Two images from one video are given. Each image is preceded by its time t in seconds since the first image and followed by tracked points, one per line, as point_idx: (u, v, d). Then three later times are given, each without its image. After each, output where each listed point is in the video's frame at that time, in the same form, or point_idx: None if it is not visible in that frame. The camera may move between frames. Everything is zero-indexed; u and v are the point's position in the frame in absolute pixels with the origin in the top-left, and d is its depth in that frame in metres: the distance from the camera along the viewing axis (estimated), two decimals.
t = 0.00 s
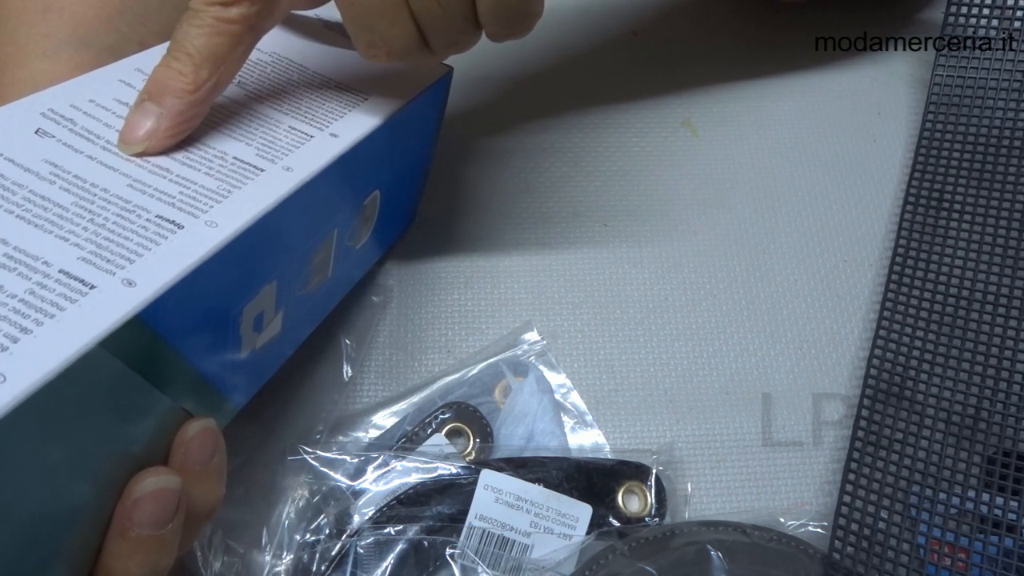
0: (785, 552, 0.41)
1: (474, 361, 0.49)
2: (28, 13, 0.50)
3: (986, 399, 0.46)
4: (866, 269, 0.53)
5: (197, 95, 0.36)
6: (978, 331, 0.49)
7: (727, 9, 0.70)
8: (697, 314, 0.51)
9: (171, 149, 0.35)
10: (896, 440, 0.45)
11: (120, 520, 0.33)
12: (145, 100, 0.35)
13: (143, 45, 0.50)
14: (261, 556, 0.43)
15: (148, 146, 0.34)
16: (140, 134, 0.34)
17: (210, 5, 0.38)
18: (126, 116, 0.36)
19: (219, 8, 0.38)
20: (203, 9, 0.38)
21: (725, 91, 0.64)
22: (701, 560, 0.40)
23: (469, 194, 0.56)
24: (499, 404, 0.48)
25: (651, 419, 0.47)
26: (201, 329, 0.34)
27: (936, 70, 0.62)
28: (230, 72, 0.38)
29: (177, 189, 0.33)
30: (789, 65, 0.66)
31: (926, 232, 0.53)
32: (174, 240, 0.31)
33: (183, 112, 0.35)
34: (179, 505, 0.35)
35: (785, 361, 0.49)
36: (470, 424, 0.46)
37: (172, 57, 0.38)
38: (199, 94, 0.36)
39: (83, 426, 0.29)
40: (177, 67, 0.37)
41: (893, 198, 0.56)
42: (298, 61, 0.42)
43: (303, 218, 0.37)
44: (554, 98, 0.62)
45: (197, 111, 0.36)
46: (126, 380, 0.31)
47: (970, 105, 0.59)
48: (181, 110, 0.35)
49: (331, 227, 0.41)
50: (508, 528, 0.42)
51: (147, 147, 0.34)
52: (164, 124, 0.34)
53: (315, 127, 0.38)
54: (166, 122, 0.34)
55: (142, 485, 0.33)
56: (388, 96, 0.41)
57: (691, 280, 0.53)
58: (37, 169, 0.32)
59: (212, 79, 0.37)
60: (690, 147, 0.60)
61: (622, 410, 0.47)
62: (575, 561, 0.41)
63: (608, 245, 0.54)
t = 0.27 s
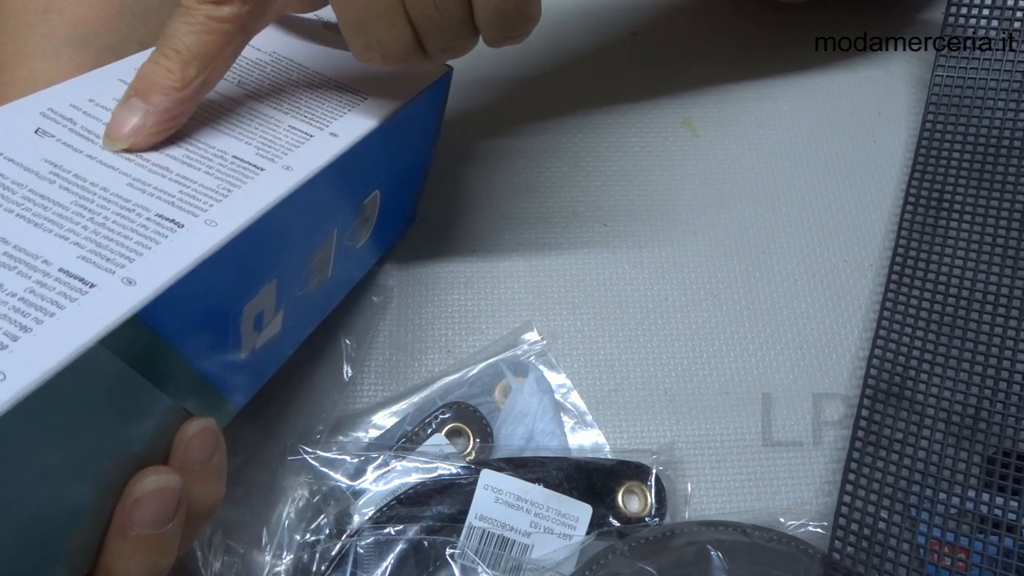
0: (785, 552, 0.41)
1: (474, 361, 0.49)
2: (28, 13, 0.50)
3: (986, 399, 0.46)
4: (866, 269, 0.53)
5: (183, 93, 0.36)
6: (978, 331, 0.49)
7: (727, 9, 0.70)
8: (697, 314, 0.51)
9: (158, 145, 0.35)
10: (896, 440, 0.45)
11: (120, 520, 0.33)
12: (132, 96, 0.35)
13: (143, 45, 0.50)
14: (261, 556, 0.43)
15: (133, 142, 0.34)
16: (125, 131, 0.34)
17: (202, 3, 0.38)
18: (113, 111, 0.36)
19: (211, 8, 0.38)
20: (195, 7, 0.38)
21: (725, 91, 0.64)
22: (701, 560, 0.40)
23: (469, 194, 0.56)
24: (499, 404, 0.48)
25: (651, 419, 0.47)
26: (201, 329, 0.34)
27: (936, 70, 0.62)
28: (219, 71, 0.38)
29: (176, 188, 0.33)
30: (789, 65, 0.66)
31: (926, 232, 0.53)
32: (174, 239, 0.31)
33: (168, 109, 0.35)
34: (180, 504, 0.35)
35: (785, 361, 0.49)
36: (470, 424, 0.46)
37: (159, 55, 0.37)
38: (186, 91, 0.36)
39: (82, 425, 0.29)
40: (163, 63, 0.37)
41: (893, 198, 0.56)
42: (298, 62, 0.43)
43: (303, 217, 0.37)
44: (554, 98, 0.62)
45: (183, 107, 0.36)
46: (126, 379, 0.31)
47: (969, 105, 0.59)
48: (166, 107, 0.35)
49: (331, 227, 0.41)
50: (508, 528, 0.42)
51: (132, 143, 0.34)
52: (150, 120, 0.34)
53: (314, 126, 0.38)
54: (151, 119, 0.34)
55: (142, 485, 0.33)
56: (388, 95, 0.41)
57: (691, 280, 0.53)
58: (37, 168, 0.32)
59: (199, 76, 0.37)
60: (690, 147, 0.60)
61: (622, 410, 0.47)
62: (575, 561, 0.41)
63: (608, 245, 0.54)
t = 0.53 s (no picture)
0: (785, 552, 0.41)
1: (474, 361, 0.49)
2: (28, 14, 0.50)
3: (986, 399, 0.46)
4: (866, 269, 0.53)
5: (180, 84, 0.36)
6: (978, 331, 0.49)
7: (727, 9, 0.70)
8: (697, 314, 0.51)
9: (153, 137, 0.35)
10: (896, 440, 0.45)
11: (119, 517, 0.33)
12: (128, 87, 0.36)
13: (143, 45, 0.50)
14: (261, 556, 0.43)
15: (128, 133, 0.34)
16: (120, 121, 0.35)
17: None
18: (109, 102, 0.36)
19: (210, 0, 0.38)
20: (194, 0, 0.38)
21: (725, 91, 0.64)
22: (701, 560, 0.40)
23: (469, 194, 0.56)
24: (499, 404, 0.48)
25: (651, 419, 0.47)
26: (202, 326, 0.34)
27: (936, 70, 0.62)
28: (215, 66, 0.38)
29: (177, 184, 0.33)
30: (789, 65, 0.66)
31: (926, 232, 0.53)
32: (175, 235, 0.31)
33: (164, 100, 0.35)
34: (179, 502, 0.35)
35: (785, 361, 0.49)
36: (470, 424, 0.46)
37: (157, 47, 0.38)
38: (182, 83, 0.36)
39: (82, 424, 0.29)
40: (160, 54, 0.37)
41: (893, 198, 0.56)
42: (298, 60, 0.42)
43: (303, 215, 0.37)
44: (554, 98, 0.62)
45: (180, 99, 0.36)
46: (125, 377, 0.31)
47: (969, 105, 0.59)
48: (162, 98, 0.35)
49: (331, 226, 0.41)
50: (508, 528, 0.42)
51: (127, 134, 0.34)
52: (144, 111, 0.35)
53: (315, 124, 0.38)
54: (146, 110, 0.35)
55: (142, 482, 0.33)
56: (388, 94, 0.41)
57: (691, 280, 0.53)
58: (38, 164, 0.32)
59: (195, 69, 0.37)
60: (690, 147, 0.60)
61: (622, 410, 0.47)
62: (575, 561, 0.41)
63: (608, 245, 0.54)
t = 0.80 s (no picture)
0: (785, 552, 0.41)
1: (474, 361, 0.49)
2: (28, 14, 0.50)
3: (986, 399, 0.46)
4: (866, 269, 0.53)
5: (171, 86, 0.36)
6: (978, 331, 0.49)
7: (727, 9, 0.70)
8: (697, 314, 0.51)
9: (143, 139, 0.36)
10: (896, 440, 0.45)
11: (121, 521, 0.33)
12: (119, 89, 0.36)
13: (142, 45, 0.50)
14: (261, 556, 0.43)
15: (119, 135, 0.35)
16: (110, 123, 0.35)
17: None
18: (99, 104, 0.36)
19: (200, 4, 0.37)
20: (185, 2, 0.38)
21: (725, 91, 0.64)
22: (701, 560, 0.40)
23: (469, 194, 0.56)
24: (499, 404, 0.48)
25: (651, 419, 0.47)
26: (202, 330, 0.34)
27: (936, 70, 0.62)
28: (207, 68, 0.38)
29: (177, 189, 0.33)
30: (788, 65, 0.66)
31: (926, 232, 0.53)
32: (174, 241, 0.31)
33: (155, 102, 0.35)
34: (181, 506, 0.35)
35: (785, 361, 0.49)
36: (470, 424, 0.46)
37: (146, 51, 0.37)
38: (174, 84, 0.36)
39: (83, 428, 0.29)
40: (151, 57, 0.37)
41: (893, 198, 0.56)
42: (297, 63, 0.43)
43: (303, 218, 0.37)
44: (554, 99, 0.62)
45: (171, 101, 0.36)
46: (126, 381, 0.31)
47: (969, 105, 0.59)
48: (153, 101, 0.35)
49: (331, 228, 0.41)
50: (508, 528, 0.42)
51: (117, 136, 0.35)
52: (135, 114, 0.35)
53: (315, 127, 0.38)
54: (136, 113, 0.35)
55: (143, 487, 0.33)
56: (387, 96, 0.41)
57: (691, 280, 0.53)
58: (37, 171, 0.32)
59: (186, 72, 0.37)
60: (690, 147, 0.60)
61: (622, 410, 0.47)
62: (575, 561, 0.41)
63: (608, 245, 0.54)
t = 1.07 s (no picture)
0: (785, 552, 0.41)
1: (474, 362, 0.49)
2: (24, 14, 0.50)
3: (986, 399, 0.46)
4: (866, 269, 0.53)
5: (154, 84, 0.36)
6: (978, 331, 0.49)
7: (726, 9, 0.70)
8: (696, 313, 0.51)
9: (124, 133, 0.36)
10: (896, 440, 0.45)
11: (103, 521, 0.33)
12: (101, 84, 0.36)
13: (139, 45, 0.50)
14: (261, 556, 0.43)
15: (98, 130, 0.35)
16: (90, 118, 0.35)
17: None
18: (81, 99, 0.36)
19: (187, 4, 0.37)
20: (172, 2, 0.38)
21: (725, 91, 0.64)
22: (701, 560, 0.40)
23: (468, 194, 0.56)
24: (499, 404, 0.48)
25: (651, 419, 0.47)
26: (188, 329, 0.34)
27: (936, 70, 0.62)
28: (191, 65, 0.38)
29: (165, 187, 0.33)
30: (788, 65, 0.66)
31: (926, 232, 0.53)
32: (159, 238, 0.31)
33: (136, 99, 0.36)
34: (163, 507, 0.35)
35: (784, 360, 0.49)
36: (470, 424, 0.46)
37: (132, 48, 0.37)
38: (157, 82, 0.36)
39: (63, 427, 0.29)
40: (134, 54, 0.36)
41: (893, 198, 0.56)
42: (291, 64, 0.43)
43: (292, 219, 0.37)
44: (554, 99, 0.62)
45: (154, 99, 0.36)
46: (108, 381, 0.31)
47: (969, 105, 0.59)
48: (134, 97, 0.35)
49: (323, 229, 0.41)
50: (508, 528, 0.42)
51: (97, 131, 0.35)
52: (114, 110, 0.35)
53: (306, 128, 0.38)
54: (116, 109, 0.35)
55: (124, 487, 0.33)
56: (380, 100, 0.41)
57: (691, 280, 0.53)
58: (24, 166, 0.33)
59: (171, 71, 0.37)
60: (690, 147, 0.60)
61: (622, 410, 0.47)
62: (575, 561, 0.41)
63: (608, 244, 0.54)
